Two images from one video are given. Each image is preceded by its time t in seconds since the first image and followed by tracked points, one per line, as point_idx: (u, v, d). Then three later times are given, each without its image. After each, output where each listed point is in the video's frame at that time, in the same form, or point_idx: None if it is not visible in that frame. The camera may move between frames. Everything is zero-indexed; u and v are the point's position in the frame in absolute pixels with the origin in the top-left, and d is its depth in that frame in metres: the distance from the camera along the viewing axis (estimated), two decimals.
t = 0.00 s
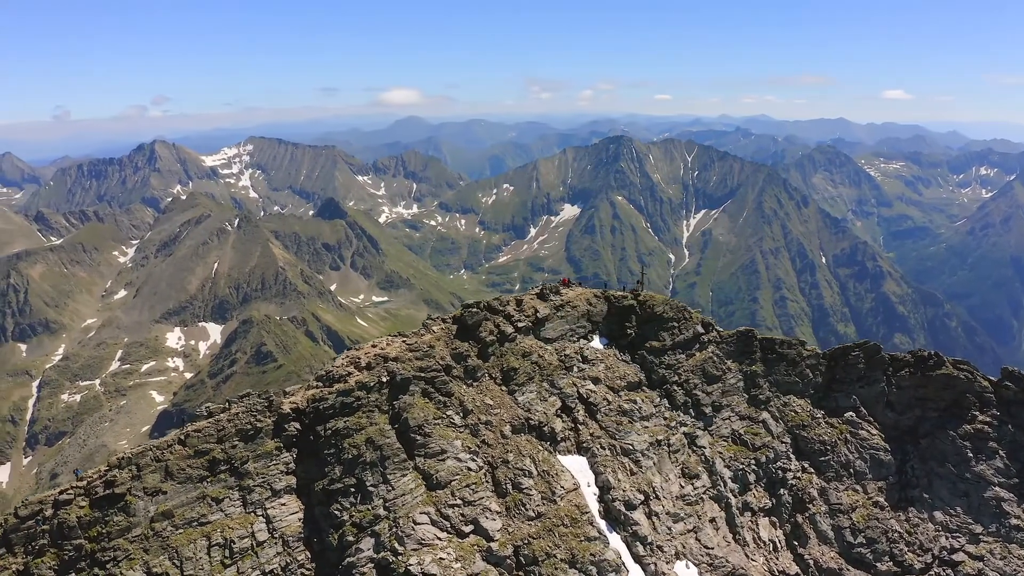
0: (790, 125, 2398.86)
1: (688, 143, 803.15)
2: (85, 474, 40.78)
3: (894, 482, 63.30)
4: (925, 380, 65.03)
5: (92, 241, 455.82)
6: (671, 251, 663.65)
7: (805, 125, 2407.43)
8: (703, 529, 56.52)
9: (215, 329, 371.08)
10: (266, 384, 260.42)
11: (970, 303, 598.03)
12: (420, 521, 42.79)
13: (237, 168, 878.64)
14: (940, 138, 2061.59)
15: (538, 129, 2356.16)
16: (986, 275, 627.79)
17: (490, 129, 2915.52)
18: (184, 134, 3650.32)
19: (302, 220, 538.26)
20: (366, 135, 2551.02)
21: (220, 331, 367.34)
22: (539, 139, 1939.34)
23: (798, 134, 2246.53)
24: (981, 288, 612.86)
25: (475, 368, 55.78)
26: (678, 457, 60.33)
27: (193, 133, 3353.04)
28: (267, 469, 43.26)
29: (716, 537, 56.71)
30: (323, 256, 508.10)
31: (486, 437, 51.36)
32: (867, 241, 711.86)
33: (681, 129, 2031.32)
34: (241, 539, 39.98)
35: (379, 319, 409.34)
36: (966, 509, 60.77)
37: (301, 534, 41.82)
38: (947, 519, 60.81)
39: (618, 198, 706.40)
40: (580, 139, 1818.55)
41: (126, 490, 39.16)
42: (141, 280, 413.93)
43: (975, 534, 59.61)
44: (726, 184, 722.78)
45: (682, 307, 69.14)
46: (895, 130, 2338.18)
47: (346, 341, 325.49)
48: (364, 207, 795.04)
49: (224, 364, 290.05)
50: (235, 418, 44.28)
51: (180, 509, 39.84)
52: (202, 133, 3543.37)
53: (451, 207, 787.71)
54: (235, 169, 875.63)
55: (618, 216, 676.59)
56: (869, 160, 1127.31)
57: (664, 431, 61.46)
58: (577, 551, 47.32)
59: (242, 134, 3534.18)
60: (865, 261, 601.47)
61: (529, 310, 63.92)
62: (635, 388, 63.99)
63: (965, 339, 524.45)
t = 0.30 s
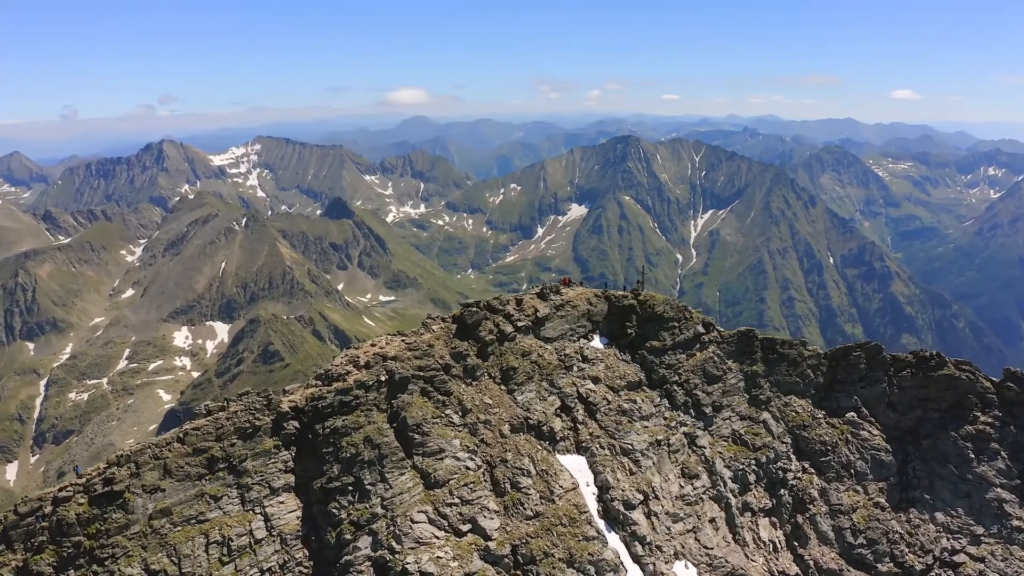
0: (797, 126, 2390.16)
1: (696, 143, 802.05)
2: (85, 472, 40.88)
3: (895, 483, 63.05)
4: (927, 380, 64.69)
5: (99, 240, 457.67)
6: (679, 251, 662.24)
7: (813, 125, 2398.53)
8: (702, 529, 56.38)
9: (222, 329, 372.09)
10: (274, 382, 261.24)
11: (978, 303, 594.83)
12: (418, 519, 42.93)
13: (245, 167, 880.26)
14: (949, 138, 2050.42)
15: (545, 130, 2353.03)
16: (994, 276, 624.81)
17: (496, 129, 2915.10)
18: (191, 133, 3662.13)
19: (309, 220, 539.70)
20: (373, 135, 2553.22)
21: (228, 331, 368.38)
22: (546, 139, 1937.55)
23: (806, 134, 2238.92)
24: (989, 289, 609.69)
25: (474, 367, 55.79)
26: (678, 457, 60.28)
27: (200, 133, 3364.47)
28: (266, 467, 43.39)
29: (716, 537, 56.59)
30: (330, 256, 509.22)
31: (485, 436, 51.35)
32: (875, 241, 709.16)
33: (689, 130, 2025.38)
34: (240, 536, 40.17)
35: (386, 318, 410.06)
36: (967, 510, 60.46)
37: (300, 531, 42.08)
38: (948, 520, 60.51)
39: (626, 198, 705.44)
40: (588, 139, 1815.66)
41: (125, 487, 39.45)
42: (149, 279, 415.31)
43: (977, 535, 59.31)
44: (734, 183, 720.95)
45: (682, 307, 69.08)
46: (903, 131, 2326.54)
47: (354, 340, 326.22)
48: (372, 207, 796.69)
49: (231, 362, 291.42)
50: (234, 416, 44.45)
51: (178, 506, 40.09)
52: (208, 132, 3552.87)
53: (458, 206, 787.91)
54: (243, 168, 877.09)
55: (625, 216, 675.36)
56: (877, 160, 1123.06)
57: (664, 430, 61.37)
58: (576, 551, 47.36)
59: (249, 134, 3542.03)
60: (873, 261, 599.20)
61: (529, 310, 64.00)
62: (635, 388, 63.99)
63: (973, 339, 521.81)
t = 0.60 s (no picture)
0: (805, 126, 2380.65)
1: (704, 143, 800.57)
2: (84, 470, 41.13)
3: (896, 484, 62.84)
4: (929, 381, 64.41)
5: (108, 240, 460.02)
6: (688, 251, 660.47)
7: (821, 125, 2388.39)
8: (702, 530, 56.33)
9: (230, 328, 372.96)
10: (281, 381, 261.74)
11: (988, 304, 590.86)
12: (415, 518, 43.09)
13: (254, 167, 883.26)
14: (958, 138, 2037.78)
15: (553, 130, 2352.34)
16: (1004, 276, 620.77)
17: (503, 129, 2914.25)
18: (199, 133, 3676.67)
19: (318, 220, 541.48)
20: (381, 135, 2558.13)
21: (236, 330, 369.64)
22: (555, 139, 1935.96)
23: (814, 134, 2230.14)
24: (999, 289, 605.53)
25: (473, 366, 55.89)
26: (678, 457, 60.14)
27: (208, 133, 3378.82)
28: (264, 466, 43.59)
29: (715, 538, 56.54)
30: (339, 255, 510.03)
31: (483, 436, 51.45)
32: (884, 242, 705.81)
33: (698, 130, 2020.21)
34: (238, 535, 40.44)
35: (394, 317, 410.38)
36: (968, 512, 60.13)
37: (298, 530, 42.27)
38: (950, 522, 60.10)
39: (634, 199, 704.72)
40: (597, 139, 1813.80)
41: (123, 484, 39.67)
42: (159, 279, 416.63)
43: (978, 537, 58.97)
44: (742, 184, 719.26)
45: (683, 307, 68.95)
46: (913, 131, 2312.88)
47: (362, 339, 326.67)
48: (381, 206, 798.40)
49: (240, 361, 292.71)
50: (233, 414, 44.67)
51: (177, 504, 40.31)
52: (216, 132, 3563.68)
53: (466, 206, 788.61)
54: (252, 168, 880.26)
55: (634, 217, 674.42)
56: (886, 161, 1117.86)
57: (664, 431, 61.29)
58: (573, 550, 47.41)
59: (257, 133, 3554.43)
60: (882, 262, 596.58)
61: (530, 310, 64.03)
62: (635, 388, 63.83)
63: (983, 340, 518.42)
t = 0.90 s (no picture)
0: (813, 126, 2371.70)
1: (712, 143, 798.95)
2: (84, 467, 41.44)
3: (897, 486, 62.68)
4: (930, 383, 64.19)
5: (117, 238, 461.65)
6: (695, 251, 659.05)
7: (828, 125, 2380.11)
8: (702, 531, 56.27)
9: (238, 327, 373.64)
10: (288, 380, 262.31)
11: (997, 304, 587.67)
12: (414, 517, 43.24)
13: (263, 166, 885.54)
14: (967, 138, 2026.28)
15: (560, 130, 2351.09)
16: (1013, 277, 617.09)
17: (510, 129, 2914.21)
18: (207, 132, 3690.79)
19: (326, 219, 542.69)
20: (388, 135, 2562.08)
21: (243, 329, 370.59)
22: (563, 138, 1935.15)
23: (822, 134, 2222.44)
24: (1008, 290, 602.21)
25: (473, 366, 55.99)
26: (678, 457, 60.10)
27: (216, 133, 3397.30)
28: (263, 464, 43.82)
29: (715, 538, 56.46)
30: (346, 254, 510.46)
31: (482, 436, 51.58)
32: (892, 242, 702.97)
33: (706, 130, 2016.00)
34: (236, 532, 40.66)
35: (402, 316, 410.96)
36: (971, 514, 59.84)
37: (296, 529, 42.45)
38: (952, 524, 59.89)
39: (642, 198, 704.04)
40: (604, 139, 1812.36)
41: (122, 483, 39.85)
42: (167, 278, 417.00)
43: (980, 539, 58.72)
44: (751, 184, 717.48)
45: (684, 307, 68.80)
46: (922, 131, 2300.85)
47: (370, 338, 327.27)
48: (389, 205, 799.93)
49: (247, 360, 294.16)
50: (233, 412, 44.86)
51: (175, 503, 40.58)
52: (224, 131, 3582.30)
53: (474, 206, 789.21)
54: (260, 167, 882.42)
55: (641, 216, 673.61)
56: (895, 161, 1112.87)
57: (664, 431, 61.23)
58: (571, 550, 47.43)
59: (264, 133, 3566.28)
60: (890, 262, 594.14)
61: (530, 310, 64.07)
62: (635, 388, 63.74)
63: (991, 341, 515.91)
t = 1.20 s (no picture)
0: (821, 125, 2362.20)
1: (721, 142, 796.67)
2: (83, 466, 41.76)
3: (898, 487, 62.49)
4: (932, 384, 63.99)
5: (126, 236, 463.76)
6: (703, 250, 657.79)
7: (836, 124, 2372.03)
8: (700, 531, 56.31)
9: (246, 325, 374.02)
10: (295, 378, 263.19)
11: (1006, 305, 584.24)
12: (411, 517, 43.38)
13: (271, 164, 888.66)
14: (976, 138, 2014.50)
15: (567, 129, 2349.05)
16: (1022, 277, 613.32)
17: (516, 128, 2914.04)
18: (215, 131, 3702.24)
19: (335, 217, 544.11)
20: (395, 133, 2563.97)
21: (251, 327, 371.54)
22: (570, 137, 1933.01)
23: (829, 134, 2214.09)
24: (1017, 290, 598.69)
25: (472, 366, 56.17)
26: (677, 458, 60.16)
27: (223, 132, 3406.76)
28: (261, 463, 44.16)
29: (713, 539, 56.43)
30: (355, 252, 511.07)
31: (481, 436, 51.68)
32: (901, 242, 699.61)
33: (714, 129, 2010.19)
34: (234, 531, 40.98)
35: (410, 314, 411.53)
36: (972, 515, 59.58)
37: (294, 527, 42.71)
38: (952, 526, 59.72)
39: (651, 198, 703.07)
40: (612, 138, 1810.90)
41: (121, 481, 40.13)
42: (175, 276, 416.76)
43: (980, 541, 58.47)
44: (759, 183, 715.25)
45: (684, 307, 68.75)
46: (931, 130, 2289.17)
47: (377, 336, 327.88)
48: (397, 203, 801.76)
49: (255, 358, 295.70)
50: (231, 412, 45.11)
51: (174, 501, 40.98)
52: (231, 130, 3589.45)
53: (482, 204, 789.86)
54: (269, 165, 885.45)
55: (649, 215, 672.70)
56: (904, 160, 1106.99)
57: (664, 431, 61.33)
58: (569, 550, 47.43)
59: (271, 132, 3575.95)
60: (899, 262, 591.00)
61: (529, 309, 64.14)
62: (635, 389, 63.73)
63: (1000, 342, 512.77)
